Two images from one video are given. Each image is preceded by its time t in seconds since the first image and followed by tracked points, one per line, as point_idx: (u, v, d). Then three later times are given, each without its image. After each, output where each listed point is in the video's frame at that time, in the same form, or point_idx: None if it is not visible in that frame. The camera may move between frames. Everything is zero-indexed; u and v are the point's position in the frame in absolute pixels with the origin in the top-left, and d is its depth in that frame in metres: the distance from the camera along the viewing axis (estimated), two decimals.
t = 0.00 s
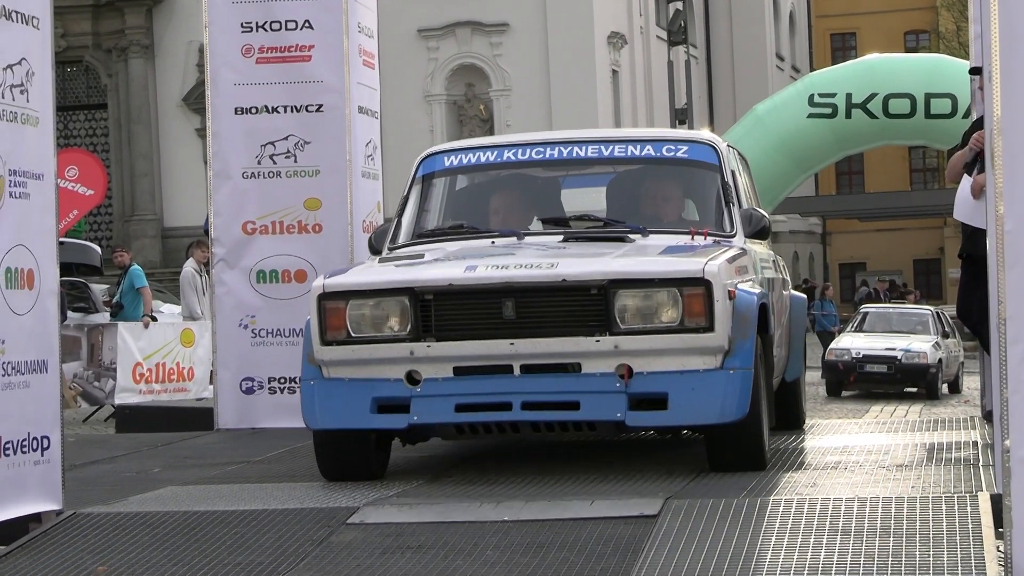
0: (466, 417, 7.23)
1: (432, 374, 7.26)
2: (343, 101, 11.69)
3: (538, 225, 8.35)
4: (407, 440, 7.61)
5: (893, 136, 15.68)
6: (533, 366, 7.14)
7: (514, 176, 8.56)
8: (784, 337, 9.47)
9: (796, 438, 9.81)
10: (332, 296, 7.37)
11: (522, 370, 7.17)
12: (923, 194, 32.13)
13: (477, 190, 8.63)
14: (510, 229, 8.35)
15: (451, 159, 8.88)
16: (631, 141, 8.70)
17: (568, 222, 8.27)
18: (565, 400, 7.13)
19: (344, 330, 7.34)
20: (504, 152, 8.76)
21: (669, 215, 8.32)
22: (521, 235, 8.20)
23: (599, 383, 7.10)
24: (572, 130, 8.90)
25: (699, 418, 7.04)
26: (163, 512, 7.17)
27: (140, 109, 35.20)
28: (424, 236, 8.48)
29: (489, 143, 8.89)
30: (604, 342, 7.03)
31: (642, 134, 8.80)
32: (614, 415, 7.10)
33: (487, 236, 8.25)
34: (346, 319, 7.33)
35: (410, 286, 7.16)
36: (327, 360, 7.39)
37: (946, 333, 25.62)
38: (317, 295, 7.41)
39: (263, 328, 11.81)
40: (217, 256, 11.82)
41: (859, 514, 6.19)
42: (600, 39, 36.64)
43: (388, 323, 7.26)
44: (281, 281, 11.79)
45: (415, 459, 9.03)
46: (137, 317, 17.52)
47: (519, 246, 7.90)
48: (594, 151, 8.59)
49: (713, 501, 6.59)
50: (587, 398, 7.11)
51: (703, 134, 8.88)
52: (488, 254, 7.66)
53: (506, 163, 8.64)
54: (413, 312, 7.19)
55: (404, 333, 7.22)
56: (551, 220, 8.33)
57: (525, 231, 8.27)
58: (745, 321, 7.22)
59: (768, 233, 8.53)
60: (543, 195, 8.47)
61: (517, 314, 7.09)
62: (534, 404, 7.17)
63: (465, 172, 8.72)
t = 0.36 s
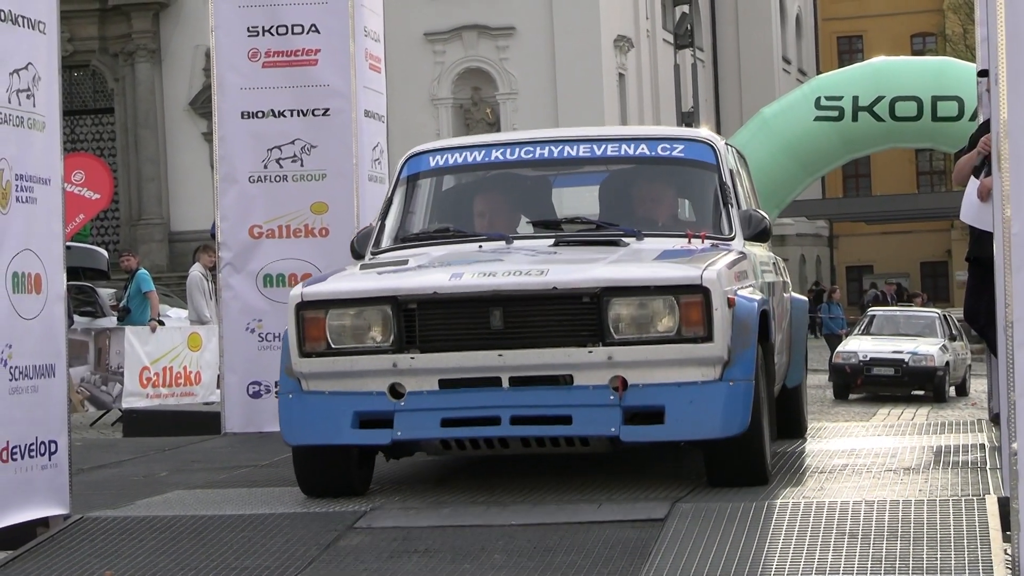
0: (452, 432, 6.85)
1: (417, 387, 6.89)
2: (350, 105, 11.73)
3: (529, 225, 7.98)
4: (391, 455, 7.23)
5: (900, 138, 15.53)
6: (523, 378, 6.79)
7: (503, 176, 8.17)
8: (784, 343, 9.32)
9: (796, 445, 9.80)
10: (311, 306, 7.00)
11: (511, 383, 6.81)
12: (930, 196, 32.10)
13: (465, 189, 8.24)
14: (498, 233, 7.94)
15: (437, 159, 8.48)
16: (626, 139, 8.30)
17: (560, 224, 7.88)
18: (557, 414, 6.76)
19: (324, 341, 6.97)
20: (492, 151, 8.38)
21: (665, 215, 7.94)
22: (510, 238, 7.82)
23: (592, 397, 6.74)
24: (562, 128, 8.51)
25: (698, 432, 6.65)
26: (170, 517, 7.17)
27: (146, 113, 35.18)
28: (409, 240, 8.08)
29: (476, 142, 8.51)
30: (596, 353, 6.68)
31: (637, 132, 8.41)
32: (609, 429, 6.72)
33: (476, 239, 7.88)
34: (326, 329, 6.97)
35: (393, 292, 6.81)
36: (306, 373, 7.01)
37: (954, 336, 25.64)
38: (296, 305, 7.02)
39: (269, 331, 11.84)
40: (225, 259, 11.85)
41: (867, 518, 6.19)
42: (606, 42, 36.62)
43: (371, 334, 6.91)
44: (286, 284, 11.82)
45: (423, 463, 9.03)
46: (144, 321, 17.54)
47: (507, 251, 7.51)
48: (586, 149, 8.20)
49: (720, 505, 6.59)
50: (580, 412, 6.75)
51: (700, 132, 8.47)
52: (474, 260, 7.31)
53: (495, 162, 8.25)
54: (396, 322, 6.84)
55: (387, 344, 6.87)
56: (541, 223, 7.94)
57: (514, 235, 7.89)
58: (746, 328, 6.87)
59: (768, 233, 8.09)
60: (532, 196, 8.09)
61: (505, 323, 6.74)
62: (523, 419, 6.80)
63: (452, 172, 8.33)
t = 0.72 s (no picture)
0: (444, 438, 6.67)
1: (406, 392, 6.73)
2: (357, 106, 11.75)
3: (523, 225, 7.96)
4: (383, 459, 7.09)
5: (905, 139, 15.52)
6: (516, 383, 6.60)
7: (498, 173, 8.16)
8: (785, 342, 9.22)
9: (801, 446, 9.77)
10: (297, 308, 6.82)
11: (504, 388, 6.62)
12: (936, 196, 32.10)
13: (457, 187, 8.24)
14: (491, 231, 7.94)
15: (429, 156, 8.48)
16: (624, 136, 8.28)
17: (555, 224, 7.85)
18: (550, 419, 6.57)
19: (310, 344, 6.80)
20: (485, 148, 8.36)
21: (661, 213, 7.90)
22: (503, 238, 7.80)
23: (590, 402, 6.55)
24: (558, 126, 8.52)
25: (699, 438, 6.46)
26: (176, 516, 7.19)
27: (152, 114, 35.18)
28: (402, 238, 8.07)
29: (469, 138, 8.49)
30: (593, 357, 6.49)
31: (635, 128, 8.37)
32: (605, 435, 6.53)
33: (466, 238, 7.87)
34: (312, 331, 6.80)
35: (381, 293, 6.63)
36: (291, 376, 6.84)
37: (960, 335, 25.60)
38: (281, 306, 6.84)
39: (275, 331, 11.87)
40: (231, 259, 11.89)
41: (872, 516, 6.19)
42: (612, 41, 36.62)
43: (359, 338, 6.73)
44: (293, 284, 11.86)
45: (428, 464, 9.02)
46: (151, 321, 17.52)
47: (502, 250, 7.50)
48: (582, 146, 8.19)
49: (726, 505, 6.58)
50: (575, 417, 6.55)
51: (702, 129, 8.47)
52: (468, 259, 7.22)
53: (489, 159, 8.25)
54: (384, 325, 6.66)
55: (376, 348, 6.69)
56: (537, 221, 7.91)
57: (508, 234, 7.87)
58: (749, 328, 6.70)
59: (770, 232, 8.05)
60: (526, 196, 8.06)
61: (498, 325, 6.56)
62: (517, 425, 6.60)
63: (445, 170, 8.32)
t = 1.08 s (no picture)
0: (440, 440, 6.65)
1: (402, 392, 6.72)
2: (360, 104, 11.75)
3: (519, 222, 7.96)
4: (381, 459, 7.09)
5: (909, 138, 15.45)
6: (514, 384, 6.60)
7: (496, 171, 8.16)
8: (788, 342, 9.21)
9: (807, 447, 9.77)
10: (291, 306, 6.81)
11: (502, 389, 6.61)
12: (941, 195, 32.09)
13: (455, 184, 8.24)
14: (489, 229, 7.93)
15: (425, 153, 8.48)
16: (624, 135, 8.27)
17: (554, 222, 7.86)
18: (547, 420, 6.55)
19: (304, 344, 6.80)
20: (483, 145, 8.37)
21: (660, 211, 7.90)
22: (501, 236, 7.80)
23: (588, 403, 6.53)
24: (557, 122, 8.53)
25: (701, 439, 6.45)
26: (180, 515, 7.18)
27: (157, 113, 35.19)
28: (398, 236, 8.07)
29: (467, 136, 8.50)
30: (591, 357, 6.49)
31: (634, 125, 8.37)
32: (605, 437, 6.51)
33: (464, 236, 7.87)
34: (306, 331, 6.80)
35: (377, 293, 6.63)
36: (284, 375, 6.83)
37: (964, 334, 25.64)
38: (274, 305, 6.84)
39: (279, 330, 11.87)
40: (235, 259, 11.91)
41: (875, 516, 6.18)
42: (616, 40, 36.59)
43: (355, 338, 6.74)
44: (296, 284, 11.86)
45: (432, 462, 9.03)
46: (154, 321, 17.53)
47: (499, 248, 7.49)
48: (580, 145, 8.19)
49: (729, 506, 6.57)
50: (573, 418, 6.53)
51: (703, 126, 8.46)
52: (466, 258, 7.22)
53: (486, 157, 8.26)
54: (381, 324, 6.67)
55: (372, 348, 6.70)
56: (536, 220, 7.90)
57: (506, 232, 7.87)
58: (751, 328, 6.70)
59: (772, 231, 8.02)
60: (525, 194, 8.05)
61: (495, 325, 6.56)
62: (514, 425, 6.58)
63: (441, 167, 8.32)
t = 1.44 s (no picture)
0: (441, 438, 6.65)
1: (402, 390, 6.71)
2: (361, 102, 11.75)
3: (521, 220, 7.95)
4: (381, 458, 7.08)
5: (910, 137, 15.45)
6: (514, 382, 6.60)
7: (496, 169, 8.16)
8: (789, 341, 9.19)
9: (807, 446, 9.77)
10: (291, 305, 6.81)
11: (502, 387, 6.61)
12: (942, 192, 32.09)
13: (455, 183, 8.23)
14: (491, 228, 7.93)
15: (426, 151, 8.47)
16: (624, 133, 8.27)
17: (555, 220, 7.85)
18: (548, 418, 6.56)
19: (303, 342, 6.79)
20: (483, 144, 8.36)
21: (660, 209, 7.90)
22: (502, 234, 7.79)
23: (588, 401, 6.54)
24: (557, 120, 8.52)
25: (701, 437, 6.44)
26: (182, 514, 7.18)
27: (158, 112, 35.18)
28: (398, 235, 8.07)
29: (468, 135, 8.50)
30: (591, 355, 6.48)
31: (635, 123, 8.36)
32: (606, 435, 6.51)
33: (464, 235, 7.86)
34: (306, 329, 6.79)
35: (377, 291, 6.63)
36: (284, 374, 6.83)
37: (965, 333, 25.65)
38: (275, 304, 6.84)
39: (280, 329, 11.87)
40: (236, 257, 11.91)
41: (877, 514, 6.18)
42: (617, 39, 36.59)
43: (355, 336, 6.73)
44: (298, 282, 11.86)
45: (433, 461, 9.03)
46: (154, 320, 17.53)
47: (499, 246, 7.48)
48: (581, 143, 8.18)
49: (730, 504, 6.56)
50: (574, 416, 6.54)
51: (704, 123, 8.46)
52: (466, 256, 7.21)
53: (486, 155, 8.25)
54: (380, 322, 6.66)
55: (372, 346, 6.69)
56: (536, 218, 7.90)
57: (507, 230, 7.86)
58: (751, 327, 6.70)
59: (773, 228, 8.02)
60: (525, 193, 8.05)
61: (495, 323, 6.55)
62: (514, 423, 6.58)
63: (442, 165, 8.31)
